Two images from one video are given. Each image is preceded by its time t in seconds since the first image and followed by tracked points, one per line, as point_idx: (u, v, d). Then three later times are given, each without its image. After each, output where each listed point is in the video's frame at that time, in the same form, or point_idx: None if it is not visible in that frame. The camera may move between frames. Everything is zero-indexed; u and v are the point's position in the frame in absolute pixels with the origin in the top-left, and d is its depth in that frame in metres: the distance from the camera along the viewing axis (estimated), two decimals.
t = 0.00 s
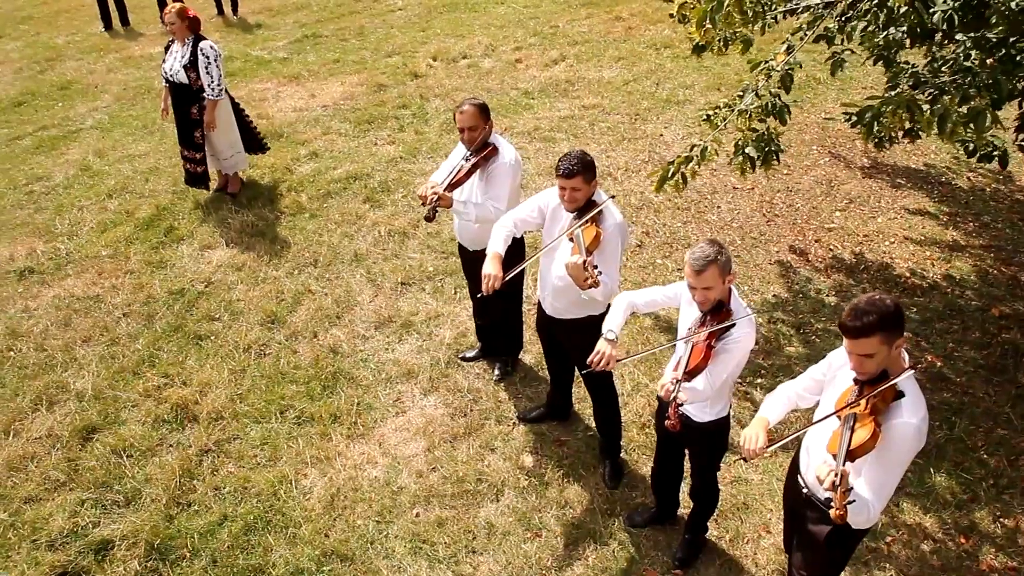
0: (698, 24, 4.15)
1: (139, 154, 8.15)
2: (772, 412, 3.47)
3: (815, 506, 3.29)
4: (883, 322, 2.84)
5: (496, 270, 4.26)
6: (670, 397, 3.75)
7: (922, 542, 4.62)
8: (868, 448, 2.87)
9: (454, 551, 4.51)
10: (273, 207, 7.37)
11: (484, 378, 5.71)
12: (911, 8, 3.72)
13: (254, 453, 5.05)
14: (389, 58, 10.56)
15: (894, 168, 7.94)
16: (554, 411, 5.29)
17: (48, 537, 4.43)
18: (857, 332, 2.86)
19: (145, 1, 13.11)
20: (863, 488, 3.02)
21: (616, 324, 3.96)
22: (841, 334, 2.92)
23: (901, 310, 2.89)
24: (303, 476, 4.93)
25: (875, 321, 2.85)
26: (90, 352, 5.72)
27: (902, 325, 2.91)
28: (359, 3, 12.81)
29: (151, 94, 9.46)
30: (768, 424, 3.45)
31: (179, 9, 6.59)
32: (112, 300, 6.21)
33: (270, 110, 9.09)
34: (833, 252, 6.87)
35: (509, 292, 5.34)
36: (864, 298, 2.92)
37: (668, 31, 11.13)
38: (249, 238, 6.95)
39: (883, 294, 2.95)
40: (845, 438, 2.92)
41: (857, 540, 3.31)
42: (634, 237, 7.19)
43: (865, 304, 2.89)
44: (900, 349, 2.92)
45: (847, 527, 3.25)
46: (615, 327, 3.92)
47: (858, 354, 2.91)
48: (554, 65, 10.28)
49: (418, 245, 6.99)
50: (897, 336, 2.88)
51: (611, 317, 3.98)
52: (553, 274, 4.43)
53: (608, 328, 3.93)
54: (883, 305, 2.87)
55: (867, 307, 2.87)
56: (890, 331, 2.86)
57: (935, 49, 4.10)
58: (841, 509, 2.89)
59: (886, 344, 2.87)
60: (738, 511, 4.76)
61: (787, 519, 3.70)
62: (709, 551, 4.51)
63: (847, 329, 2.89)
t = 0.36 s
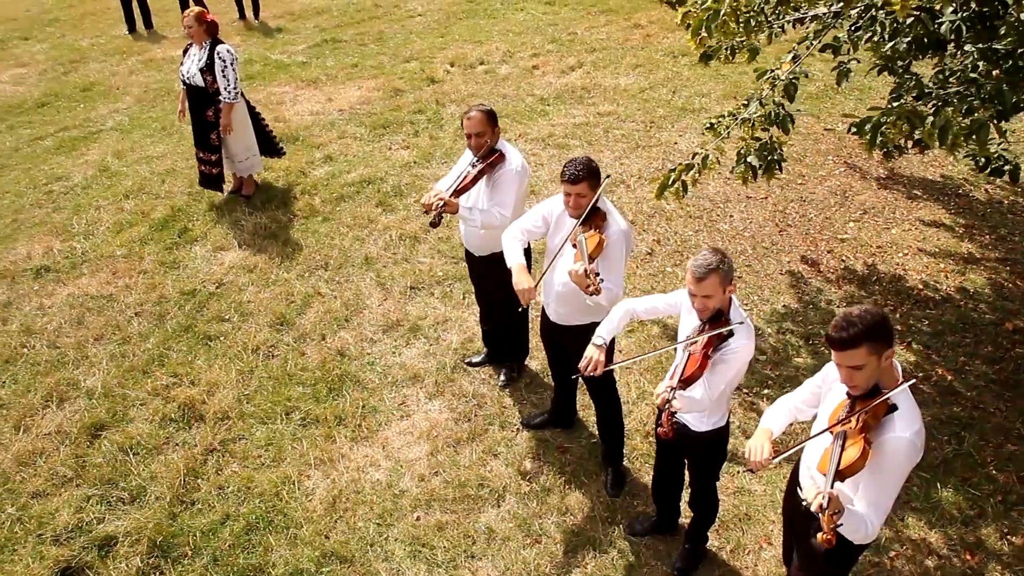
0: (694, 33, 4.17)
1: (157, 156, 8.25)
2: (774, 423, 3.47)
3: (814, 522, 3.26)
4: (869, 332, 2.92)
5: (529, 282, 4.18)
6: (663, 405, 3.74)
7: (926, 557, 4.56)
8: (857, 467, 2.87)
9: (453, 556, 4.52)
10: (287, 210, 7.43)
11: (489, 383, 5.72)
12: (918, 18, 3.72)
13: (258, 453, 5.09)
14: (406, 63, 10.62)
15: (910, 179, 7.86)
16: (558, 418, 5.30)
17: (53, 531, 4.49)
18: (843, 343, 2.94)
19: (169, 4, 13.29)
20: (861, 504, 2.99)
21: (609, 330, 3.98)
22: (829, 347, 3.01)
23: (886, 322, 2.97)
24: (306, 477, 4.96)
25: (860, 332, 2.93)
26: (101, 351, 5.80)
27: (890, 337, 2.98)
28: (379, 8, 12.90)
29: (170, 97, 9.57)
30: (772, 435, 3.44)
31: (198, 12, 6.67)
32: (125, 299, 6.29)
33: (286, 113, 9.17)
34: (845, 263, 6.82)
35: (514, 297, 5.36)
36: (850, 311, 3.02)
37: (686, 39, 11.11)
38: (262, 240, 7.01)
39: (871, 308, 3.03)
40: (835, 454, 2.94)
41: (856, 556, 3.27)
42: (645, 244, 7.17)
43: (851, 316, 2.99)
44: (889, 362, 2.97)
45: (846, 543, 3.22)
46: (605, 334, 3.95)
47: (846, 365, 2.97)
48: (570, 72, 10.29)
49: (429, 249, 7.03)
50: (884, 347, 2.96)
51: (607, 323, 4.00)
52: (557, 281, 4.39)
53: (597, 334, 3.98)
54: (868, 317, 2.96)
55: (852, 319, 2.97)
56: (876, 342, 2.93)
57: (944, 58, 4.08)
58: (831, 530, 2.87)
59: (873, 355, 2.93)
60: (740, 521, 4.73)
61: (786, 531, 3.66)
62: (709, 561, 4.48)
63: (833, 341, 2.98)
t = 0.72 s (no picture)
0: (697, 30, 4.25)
1: (175, 152, 8.31)
2: (782, 423, 3.38)
3: (812, 527, 3.20)
4: (870, 333, 2.96)
5: (542, 281, 4.13)
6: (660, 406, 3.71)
7: (937, 567, 4.47)
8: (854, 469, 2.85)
9: (454, 555, 4.49)
10: (301, 207, 7.45)
11: (497, 383, 5.69)
12: (933, 15, 3.64)
13: (264, 448, 5.10)
14: (425, 62, 10.63)
15: (931, 184, 7.73)
16: (564, 418, 5.25)
17: (58, 521, 4.52)
18: (844, 344, 2.98)
19: (193, 2, 13.40)
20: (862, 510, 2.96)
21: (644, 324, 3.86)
22: (832, 348, 3.05)
23: (889, 325, 3.00)
24: (310, 473, 4.95)
25: (862, 332, 2.97)
26: (112, 344, 5.83)
27: (893, 340, 3.00)
28: (401, 7, 12.92)
29: (190, 93, 9.64)
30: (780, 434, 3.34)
31: (216, 8, 6.72)
32: (137, 293, 6.33)
33: (304, 111, 9.21)
34: (862, 267, 6.71)
35: (522, 296, 5.32)
36: (853, 314, 3.06)
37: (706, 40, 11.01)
38: (274, 236, 7.03)
39: (875, 312, 3.07)
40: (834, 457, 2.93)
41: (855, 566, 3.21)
42: (659, 246, 7.11)
43: (853, 318, 3.03)
44: (893, 364, 2.98)
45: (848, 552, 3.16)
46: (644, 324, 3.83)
47: (848, 367, 3.00)
48: (589, 73, 10.23)
49: (441, 247, 7.01)
50: (886, 347, 2.99)
51: (632, 319, 3.92)
52: (563, 280, 4.35)
53: (642, 323, 3.84)
54: (870, 319, 3.00)
55: (854, 320, 3.01)
56: (877, 343, 2.97)
57: (961, 57, 4.00)
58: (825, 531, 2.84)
59: (875, 356, 2.96)
60: (746, 527, 4.66)
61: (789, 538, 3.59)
62: (714, 566, 4.42)
63: (835, 342, 3.02)
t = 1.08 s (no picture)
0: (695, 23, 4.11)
1: (187, 153, 8.34)
2: (782, 429, 3.32)
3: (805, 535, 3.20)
4: (874, 341, 2.92)
5: (541, 287, 4.07)
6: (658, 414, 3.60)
7: None
8: (843, 473, 2.89)
9: (451, 562, 4.43)
10: (310, 209, 7.45)
11: (501, 388, 5.63)
12: (944, 17, 3.57)
13: (263, 450, 5.07)
14: (440, 67, 10.62)
15: (948, 194, 7.59)
16: (567, 425, 5.18)
17: (55, 520, 4.51)
18: (847, 352, 2.94)
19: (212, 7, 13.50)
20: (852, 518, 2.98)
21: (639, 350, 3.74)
22: (834, 354, 3.01)
23: (895, 331, 2.96)
24: (309, 476, 4.92)
25: (867, 341, 2.92)
26: (117, 343, 5.84)
27: (898, 348, 2.97)
28: (417, 13, 12.94)
29: (205, 96, 9.69)
30: (777, 440, 3.28)
31: (228, 11, 6.71)
32: (144, 293, 6.34)
33: (317, 114, 9.22)
34: (875, 277, 6.60)
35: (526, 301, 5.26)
36: (858, 319, 3.01)
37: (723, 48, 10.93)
38: (283, 238, 7.03)
39: (881, 317, 3.02)
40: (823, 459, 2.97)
41: None
42: (669, 253, 7.03)
43: (858, 324, 2.98)
44: (897, 373, 2.96)
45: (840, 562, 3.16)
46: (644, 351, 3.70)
47: (850, 375, 2.98)
48: (603, 79, 10.18)
49: (449, 252, 6.98)
50: (891, 357, 2.95)
51: (628, 340, 3.79)
52: (564, 285, 4.29)
53: (634, 352, 3.71)
54: (876, 326, 2.96)
55: (859, 327, 2.96)
56: (881, 352, 2.92)
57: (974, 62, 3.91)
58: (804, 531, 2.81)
59: (878, 365, 2.93)
60: (749, 539, 4.57)
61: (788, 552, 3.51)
62: None
63: (838, 349, 2.98)
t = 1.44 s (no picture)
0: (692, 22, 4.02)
1: (199, 158, 8.37)
2: (779, 441, 3.26)
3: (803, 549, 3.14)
4: (869, 349, 2.87)
5: (537, 297, 4.03)
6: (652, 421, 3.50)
7: None
8: (833, 484, 2.84)
9: (445, 570, 4.36)
10: (318, 214, 7.45)
11: (502, 396, 5.57)
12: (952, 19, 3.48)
13: (261, 454, 5.04)
14: (453, 75, 10.63)
15: (963, 205, 7.46)
16: (568, 434, 5.11)
17: (49, 520, 4.49)
18: (841, 359, 2.90)
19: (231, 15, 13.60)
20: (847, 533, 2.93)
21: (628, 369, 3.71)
22: (830, 362, 2.97)
23: (893, 339, 2.91)
24: (305, 481, 4.88)
25: (863, 348, 2.88)
26: (121, 344, 5.84)
27: (897, 357, 2.91)
28: (433, 22, 12.97)
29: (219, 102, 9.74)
30: (772, 452, 3.22)
31: (240, 15, 6.74)
32: (150, 296, 6.35)
33: (329, 121, 9.24)
34: (887, 289, 6.49)
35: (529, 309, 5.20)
36: (856, 327, 2.97)
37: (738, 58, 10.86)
38: (289, 243, 7.03)
39: (879, 325, 2.97)
40: (814, 468, 2.93)
41: None
42: (677, 263, 6.95)
43: (854, 331, 2.94)
44: (894, 382, 2.90)
45: None
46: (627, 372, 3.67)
47: (846, 383, 2.93)
48: (617, 88, 10.13)
49: (455, 258, 6.94)
50: (888, 365, 2.88)
51: (621, 359, 3.76)
52: (564, 291, 4.24)
53: (619, 373, 3.68)
54: (872, 333, 2.91)
55: (855, 334, 2.92)
56: (877, 360, 2.87)
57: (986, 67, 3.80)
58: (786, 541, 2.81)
59: (874, 373, 2.87)
60: (751, 553, 4.47)
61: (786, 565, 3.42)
62: None
63: (832, 357, 2.94)
